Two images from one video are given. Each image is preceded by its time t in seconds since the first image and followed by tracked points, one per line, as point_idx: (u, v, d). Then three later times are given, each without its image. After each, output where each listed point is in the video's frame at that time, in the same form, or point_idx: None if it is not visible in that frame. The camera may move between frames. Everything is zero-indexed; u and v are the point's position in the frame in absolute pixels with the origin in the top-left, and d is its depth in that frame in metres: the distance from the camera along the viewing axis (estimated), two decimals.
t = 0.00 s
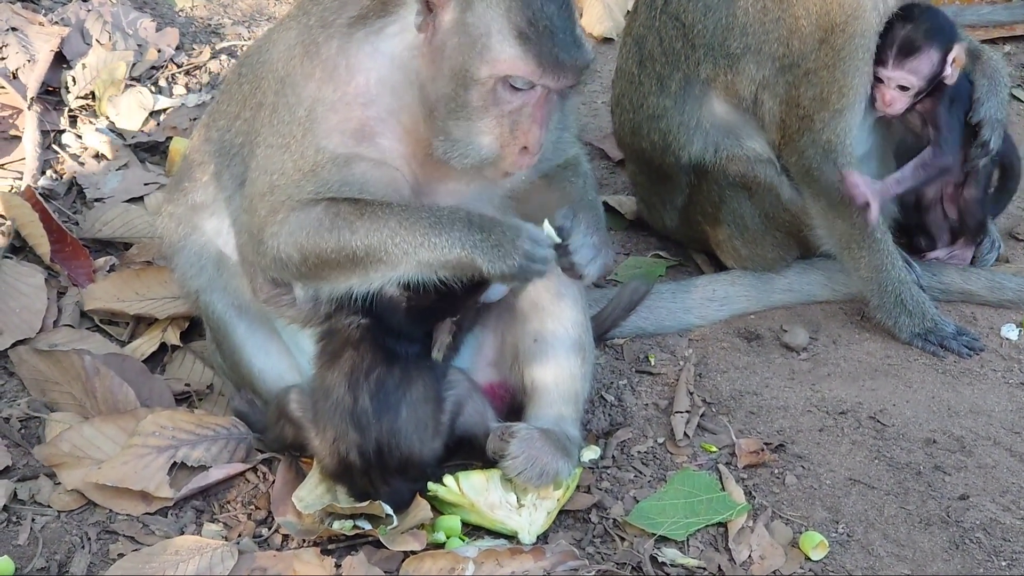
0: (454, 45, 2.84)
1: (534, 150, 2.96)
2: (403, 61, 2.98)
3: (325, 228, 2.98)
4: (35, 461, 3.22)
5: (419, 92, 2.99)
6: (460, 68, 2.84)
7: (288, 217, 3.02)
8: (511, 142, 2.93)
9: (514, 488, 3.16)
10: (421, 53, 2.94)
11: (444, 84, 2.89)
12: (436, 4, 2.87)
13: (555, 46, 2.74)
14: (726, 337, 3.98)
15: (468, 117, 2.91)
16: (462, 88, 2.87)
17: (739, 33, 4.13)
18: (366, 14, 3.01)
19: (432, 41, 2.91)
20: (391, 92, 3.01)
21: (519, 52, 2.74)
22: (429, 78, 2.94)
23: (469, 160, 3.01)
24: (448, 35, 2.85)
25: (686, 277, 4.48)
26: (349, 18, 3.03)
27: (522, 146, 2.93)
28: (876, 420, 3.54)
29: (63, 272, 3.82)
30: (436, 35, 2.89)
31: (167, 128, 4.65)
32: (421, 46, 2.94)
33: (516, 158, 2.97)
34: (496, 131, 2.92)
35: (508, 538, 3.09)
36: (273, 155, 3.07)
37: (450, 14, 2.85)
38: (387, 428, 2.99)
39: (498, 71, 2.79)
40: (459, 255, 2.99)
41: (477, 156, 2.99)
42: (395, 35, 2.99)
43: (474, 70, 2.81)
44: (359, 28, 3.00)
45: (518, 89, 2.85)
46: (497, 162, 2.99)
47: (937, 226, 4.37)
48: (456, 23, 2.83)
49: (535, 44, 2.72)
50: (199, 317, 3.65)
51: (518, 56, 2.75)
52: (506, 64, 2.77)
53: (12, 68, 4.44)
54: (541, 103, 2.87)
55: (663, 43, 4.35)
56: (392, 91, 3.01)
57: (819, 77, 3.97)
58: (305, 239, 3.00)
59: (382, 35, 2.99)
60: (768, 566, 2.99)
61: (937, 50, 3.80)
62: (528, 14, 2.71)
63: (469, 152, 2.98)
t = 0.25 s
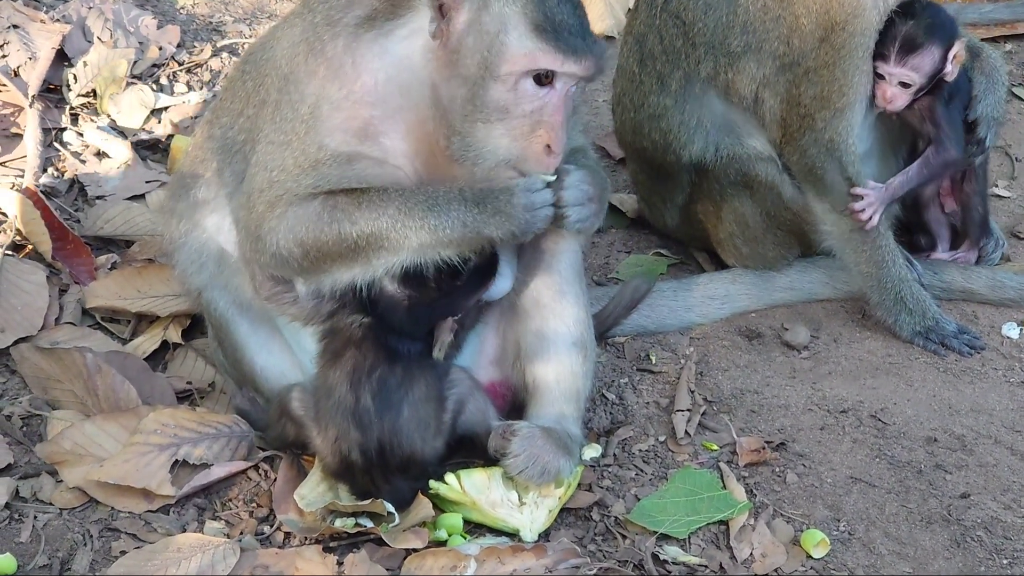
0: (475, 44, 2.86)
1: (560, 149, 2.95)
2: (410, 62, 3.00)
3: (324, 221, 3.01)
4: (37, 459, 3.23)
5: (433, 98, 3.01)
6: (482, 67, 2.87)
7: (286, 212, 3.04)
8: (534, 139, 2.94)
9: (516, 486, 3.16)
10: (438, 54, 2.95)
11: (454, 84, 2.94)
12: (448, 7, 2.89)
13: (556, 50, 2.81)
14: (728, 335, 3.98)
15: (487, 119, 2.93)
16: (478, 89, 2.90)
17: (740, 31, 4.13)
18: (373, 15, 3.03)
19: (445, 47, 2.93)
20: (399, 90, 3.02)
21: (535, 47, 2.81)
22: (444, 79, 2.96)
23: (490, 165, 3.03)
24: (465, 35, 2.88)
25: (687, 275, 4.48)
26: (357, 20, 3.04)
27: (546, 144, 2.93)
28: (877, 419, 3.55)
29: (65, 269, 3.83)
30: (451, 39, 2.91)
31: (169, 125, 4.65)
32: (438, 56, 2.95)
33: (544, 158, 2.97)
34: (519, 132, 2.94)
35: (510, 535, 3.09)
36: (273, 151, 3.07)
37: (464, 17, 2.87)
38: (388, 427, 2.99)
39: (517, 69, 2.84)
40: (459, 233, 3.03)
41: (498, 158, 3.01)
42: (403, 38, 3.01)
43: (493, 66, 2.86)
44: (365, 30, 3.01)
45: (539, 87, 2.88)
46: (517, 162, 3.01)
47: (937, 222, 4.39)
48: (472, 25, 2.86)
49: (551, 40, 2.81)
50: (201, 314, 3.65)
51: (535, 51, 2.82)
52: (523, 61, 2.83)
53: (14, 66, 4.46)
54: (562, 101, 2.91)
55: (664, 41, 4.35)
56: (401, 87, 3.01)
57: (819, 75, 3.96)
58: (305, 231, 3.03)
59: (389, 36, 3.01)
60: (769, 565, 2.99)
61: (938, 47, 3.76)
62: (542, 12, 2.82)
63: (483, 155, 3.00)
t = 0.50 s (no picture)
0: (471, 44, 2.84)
1: (563, 143, 2.92)
2: (418, 63, 2.98)
3: (337, 220, 3.01)
4: (41, 457, 3.22)
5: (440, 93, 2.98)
6: (478, 67, 2.85)
7: (299, 211, 3.04)
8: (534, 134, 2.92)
9: (520, 484, 3.15)
10: (438, 45, 2.93)
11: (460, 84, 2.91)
12: (446, 6, 2.86)
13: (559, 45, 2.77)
14: (732, 335, 3.97)
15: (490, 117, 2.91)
16: (478, 87, 2.88)
17: (745, 30, 4.12)
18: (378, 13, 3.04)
19: (446, 47, 2.91)
20: (407, 90, 3.01)
21: (529, 41, 2.77)
22: (446, 81, 2.94)
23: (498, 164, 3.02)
24: (462, 36, 2.86)
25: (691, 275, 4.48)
26: (362, 20, 3.04)
27: (550, 141, 2.91)
28: (882, 418, 3.54)
29: (68, 267, 3.83)
30: (451, 39, 2.89)
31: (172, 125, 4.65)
32: (438, 50, 2.93)
33: (547, 155, 2.96)
34: (521, 129, 2.92)
35: (514, 535, 3.08)
36: (283, 151, 3.05)
37: (461, 17, 2.85)
38: (394, 426, 3.00)
39: (514, 65, 2.81)
40: (470, 235, 3.02)
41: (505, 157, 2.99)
42: (407, 35, 3.01)
43: (489, 64, 2.83)
44: (372, 29, 3.02)
45: (538, 81, 2.84)
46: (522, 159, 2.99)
47: (937, 219, 4.37)
48: (470, 25, 2.83)
49: (545, 31, 2.76)
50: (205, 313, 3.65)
51: (530, 44, 2.77)
52: (518, 56, 2.79)
53: (18, 65, 4.47)
54: (564, 95, 2.87)
55: (668, 40, 4.34)
56: (410, 88, 3.01)
57: (824, 74, 3.99)
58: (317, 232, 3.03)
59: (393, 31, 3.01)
60: (773, 564, 2.98)
61: (942, 73, 3.81)
62: (537, 3, 2.76)
63: (489, 155, 2.99)
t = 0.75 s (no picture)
0: (483, 55, 2.79)
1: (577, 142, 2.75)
2: (422, 57, 2.96)
3: (355, 205, 2.93)
4: (45, 458, 3.22)
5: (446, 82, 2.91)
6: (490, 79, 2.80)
7: (320, 208, 3.03)
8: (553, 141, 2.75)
9: (524, 485, 3.15)
10: (442, 55, 2.88)
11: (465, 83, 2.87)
12: (448, 18, 2.80)
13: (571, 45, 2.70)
14: (735, 336, 3.97)
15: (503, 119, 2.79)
16: (490, 96, 2.82)
17: (746, 29, 4.13)
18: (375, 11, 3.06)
19: (451, 55, 2.86)
20: (409, 81, 3.00)
21: (541, 54, 2.73)
22: (455, 83, 2.89)
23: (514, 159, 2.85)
24: (471, 47, 2.80)
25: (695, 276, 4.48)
26: (359, 14, 3.07)
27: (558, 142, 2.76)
28: (885, 419, 3.54)
29: (72, 268, 3.83)
30: (457, 49, 2.84)
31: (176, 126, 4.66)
32: (441, 57, 2.89)
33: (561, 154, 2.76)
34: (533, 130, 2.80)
35: (518, 535, 3.08)
36: (302, 154, 3.06)
37: (467, 28, 2.80)
38: (397, 427, 2.98)
39: (524, 77, 2.75)
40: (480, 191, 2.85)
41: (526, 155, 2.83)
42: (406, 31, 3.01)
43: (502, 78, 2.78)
44: (369, 24, 3.03)
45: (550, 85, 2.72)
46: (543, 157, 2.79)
47: (943, 224, 4.38)
48: (478, 35, 2.78)
49: (555, 45, 2.71)
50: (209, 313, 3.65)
51: (542, 59, 2.73)
52: (531, 68, 2.74)
53: (22, 65, 4.46)
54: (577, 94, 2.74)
55: (671, 37, 4.35)
56: (411, 79, 3.00)
57: (824, 75, 3.99)
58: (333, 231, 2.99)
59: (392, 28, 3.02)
60: (777, 565, 2.98)
61: (955, 65, 3.71)
62: (547, 16, 2.73)
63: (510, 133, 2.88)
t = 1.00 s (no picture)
0: (512, 40, 2.75)
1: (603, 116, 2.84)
2: (428, 65, 2.94)
3: (315, 228, 2.96)
4: (44, 458, 3.23)
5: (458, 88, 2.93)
6: (521, 61, 2.76)
7: (286, 212, 2.99)
8: (581, 116, 2.83)
9: (524, 486, 3.16)
10: (463, 50, 2.85)
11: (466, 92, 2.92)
12: (466, 9, 2.77)
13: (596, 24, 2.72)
14: (735, 336, 3.98)
15: (529, 106, 2.83)
16: (517, 83, 2.80)
17: (738, 32, 4.15)
18: (382, 18, 2.98)
19: (473, 48, 2.82)
20: (413, 89, 2.97)
21: (574, 27, 2.71)
22: (470, 76, 2.88)
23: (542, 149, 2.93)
24: (496, 34, 2.77)
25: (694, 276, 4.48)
26: (366, 22, 2.99)
27: (591, 115, 2.82)
28: (884, 420, 3.54)
29: (72, 268, 3.83)
30: (480, 40, 2.80)
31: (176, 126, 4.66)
32: (460, 52, 2.86)
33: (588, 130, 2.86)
34: (564, 112, 2.83)
35: (517, 536, 3.09)
36: (284, 149, 3.03)
37: (488, 18, 2.77)
38: (396, 428, 2.94)
39: (558, 53, 2.73)
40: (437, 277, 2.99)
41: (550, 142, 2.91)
42: (416, 40, 2.96)
43: (534, 56, 2.75)
44: (375, 30, 2.96)
45: (575, 63, 2.78)
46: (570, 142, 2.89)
47: (943, 225, 4.37)
48: (503, 19, 2.75)
49: (582, 18, 2.71)
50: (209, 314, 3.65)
51: (573, 32, 2.71)
52: (566, 42, 2.72)
53: (22, 65, 4.46)
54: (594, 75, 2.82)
55: (666, 38, 4.35)
56: (414, 88, 2.97)
57: (817, 76, 3.99)
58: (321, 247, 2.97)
59: (401, 35, 2.96)
60: (777, 566, 2.98)
61: (947, 58, 3.74)
62: None
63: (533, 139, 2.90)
